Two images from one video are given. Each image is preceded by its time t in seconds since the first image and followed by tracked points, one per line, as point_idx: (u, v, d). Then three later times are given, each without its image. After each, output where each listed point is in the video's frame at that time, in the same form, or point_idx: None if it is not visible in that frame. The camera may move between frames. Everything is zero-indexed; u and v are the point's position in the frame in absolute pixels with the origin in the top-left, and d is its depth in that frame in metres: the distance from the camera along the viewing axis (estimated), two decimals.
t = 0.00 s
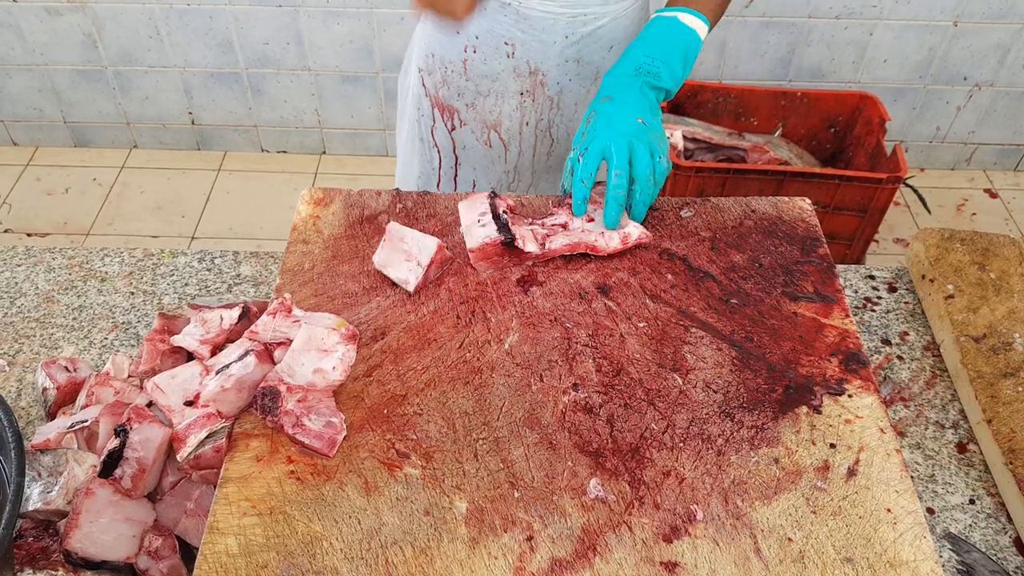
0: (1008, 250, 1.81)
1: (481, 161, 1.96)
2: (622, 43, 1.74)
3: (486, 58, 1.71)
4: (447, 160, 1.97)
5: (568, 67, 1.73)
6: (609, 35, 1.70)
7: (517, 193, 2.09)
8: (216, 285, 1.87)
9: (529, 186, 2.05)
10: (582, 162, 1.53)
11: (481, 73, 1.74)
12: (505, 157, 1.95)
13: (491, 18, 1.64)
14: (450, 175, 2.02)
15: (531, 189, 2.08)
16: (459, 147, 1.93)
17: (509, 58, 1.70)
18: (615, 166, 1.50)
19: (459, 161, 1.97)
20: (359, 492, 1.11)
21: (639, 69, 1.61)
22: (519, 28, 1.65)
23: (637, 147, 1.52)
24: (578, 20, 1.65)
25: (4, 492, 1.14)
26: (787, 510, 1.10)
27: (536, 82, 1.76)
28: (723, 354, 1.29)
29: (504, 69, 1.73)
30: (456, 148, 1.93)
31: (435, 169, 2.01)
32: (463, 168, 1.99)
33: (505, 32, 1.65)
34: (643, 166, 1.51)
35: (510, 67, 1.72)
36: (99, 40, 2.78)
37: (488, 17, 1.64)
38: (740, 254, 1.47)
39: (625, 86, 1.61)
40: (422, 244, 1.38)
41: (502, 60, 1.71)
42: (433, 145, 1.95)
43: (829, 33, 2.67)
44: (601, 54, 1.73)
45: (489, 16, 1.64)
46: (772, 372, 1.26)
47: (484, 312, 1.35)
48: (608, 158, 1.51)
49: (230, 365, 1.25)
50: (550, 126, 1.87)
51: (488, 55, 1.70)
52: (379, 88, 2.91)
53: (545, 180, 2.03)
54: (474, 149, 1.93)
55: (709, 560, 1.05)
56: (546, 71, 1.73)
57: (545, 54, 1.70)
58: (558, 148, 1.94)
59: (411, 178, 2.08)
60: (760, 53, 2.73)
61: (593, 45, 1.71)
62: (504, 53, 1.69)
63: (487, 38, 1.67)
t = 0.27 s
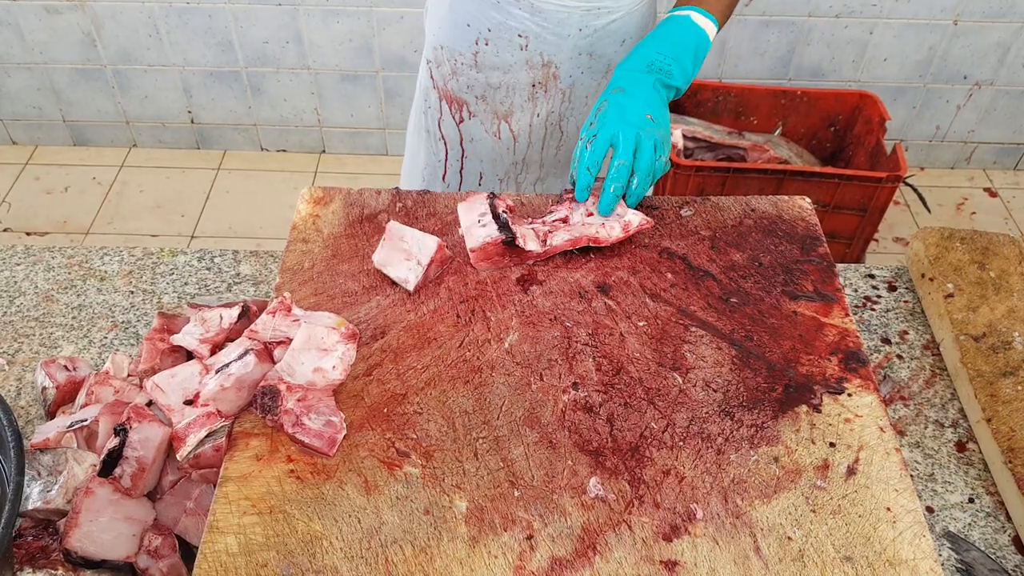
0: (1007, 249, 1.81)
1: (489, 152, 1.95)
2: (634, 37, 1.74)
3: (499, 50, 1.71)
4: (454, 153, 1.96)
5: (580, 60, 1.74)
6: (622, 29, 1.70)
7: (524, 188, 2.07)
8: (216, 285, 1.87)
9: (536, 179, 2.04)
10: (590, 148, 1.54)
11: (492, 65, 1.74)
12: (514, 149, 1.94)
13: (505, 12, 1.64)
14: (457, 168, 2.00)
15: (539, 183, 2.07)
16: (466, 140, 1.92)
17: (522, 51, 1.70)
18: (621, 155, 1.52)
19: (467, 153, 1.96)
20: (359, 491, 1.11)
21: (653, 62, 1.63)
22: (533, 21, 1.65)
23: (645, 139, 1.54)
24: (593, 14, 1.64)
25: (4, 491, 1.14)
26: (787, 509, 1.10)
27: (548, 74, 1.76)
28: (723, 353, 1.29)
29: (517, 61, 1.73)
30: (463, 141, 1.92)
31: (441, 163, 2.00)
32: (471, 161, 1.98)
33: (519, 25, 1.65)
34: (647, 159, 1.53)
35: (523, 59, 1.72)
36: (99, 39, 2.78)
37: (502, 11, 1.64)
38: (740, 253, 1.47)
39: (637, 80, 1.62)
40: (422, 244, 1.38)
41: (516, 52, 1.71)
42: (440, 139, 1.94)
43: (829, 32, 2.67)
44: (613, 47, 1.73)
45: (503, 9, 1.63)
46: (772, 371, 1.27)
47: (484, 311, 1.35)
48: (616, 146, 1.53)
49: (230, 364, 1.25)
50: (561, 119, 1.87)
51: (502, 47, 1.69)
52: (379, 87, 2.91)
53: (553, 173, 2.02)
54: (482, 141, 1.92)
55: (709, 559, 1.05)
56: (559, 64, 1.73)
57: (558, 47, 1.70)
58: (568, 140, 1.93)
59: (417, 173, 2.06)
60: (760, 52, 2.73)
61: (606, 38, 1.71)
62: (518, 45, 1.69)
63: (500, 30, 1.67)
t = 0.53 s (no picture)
0: (1007, 249, 1.81)
1: (496, 151, 1.96)
2: (642, 41, 1.73)
3: (507, 51, 1.71)
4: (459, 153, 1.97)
5: (588, 62, 1.73)
6: (628, 31, 1.69)
7: (529, 189, 2.08)
8: (216, 285, 1.87)
9: (542, 179, 2.05)
10: (593, 160, 1.50)
11: (500, 66, 1.75)
12: (520, 148, 1.95)
13: (514, 13, 1.63)
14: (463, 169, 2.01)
15: (544, 184, 2.07)
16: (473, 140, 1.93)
17: (529, 52, 1.70)
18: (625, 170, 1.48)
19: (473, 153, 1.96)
20: (359, 491, 1.11)
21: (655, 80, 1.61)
22: (541, 23, 1.64)
23: (651, 155, 1.51)
24: (601, 16, 1.64)
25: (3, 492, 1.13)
26: (787, 509, 1.10)
27: (556, 76, 1.76)
28: (723, 352, 1.29)
29: (524, 62, 1.73)
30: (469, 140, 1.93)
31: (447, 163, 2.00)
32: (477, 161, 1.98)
33: (527, 26, 1.65)
34: (651, 176, 1.49)
35: (531, 60, 1.73)
36: (98, 39, 2.78)
37: (510, 12, 1.63)
38: (739, 252, 1.47)
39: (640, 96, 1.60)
40: (421, 245, 1.38)
41: (523, 53, 1.71)
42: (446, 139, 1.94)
43: (829, 31, 2.67)
44: (620, 50, 1.73)
45: (511, 11, 1.63)
46: (772, 370, 1.26)
47: (483, 311, 1.35)
48: (620, 160, 1.49)
49: (230, 365, 1.25)
50: (568, 120, 1.88)
51: (510, 48, 1.70)
52: (378, 87, 2.91)
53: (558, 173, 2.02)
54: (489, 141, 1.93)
55: (709, 559, 1.05)
56: (566, 66, 1.74)
57: (566, 49, 1.70)
58: (574, 142, 1.94)
59: (423, 173, 2.07)
60: (759, 51, 2.73)
61: (614, 41, 1.70)
62: (525, 47, 1.69)
63: (508, 31, 1.67)
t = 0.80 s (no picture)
0: (1007, 248, 1.81)
1: (502, 149, 1.94)
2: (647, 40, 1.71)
3: (510, 49, 1.70)
4: (465, 150, 1.96)
5: (591, 61, 1.72)
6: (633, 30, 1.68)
7: (535, 188, 2.06)
8: (215, 285, 1.87)
9: (548, 178, 2.02)
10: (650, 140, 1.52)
11: (503, 64, 1.74)
12: (526, 146, 1.93)
13: (517, 11, 1.63)
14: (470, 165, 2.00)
15: (550, 183, 2.05)
16: (479, 136, 1.92)
17: (533, 50, 1.69)
18: (671, 149, 1.53)
19: (479, 150, 1.95)
20: (359, 491, 1.11)
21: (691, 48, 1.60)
22: (544, 21, 1.63)
23: (692, 134, 1.55)
24: (605, 14, 1.62)
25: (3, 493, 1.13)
26: (787, 508, 1.10)
27: (559, 74, 1.74)
28: (723, 352, 1.29)
29: (528, 60, 1.72)
30: (476, 137, 1.92)
31: (452, 160, 2.00)
32: (483, 157, 1.97)
33: (530, 24, 1.64)
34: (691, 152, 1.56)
35: (534, 58, 1.71)
36: (97, 39, 2.78)
37: (513, 10, 1.63)
38: (739, 252, 1.47)
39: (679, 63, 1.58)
40: (421, 245, 1.38)
41: (527, 52, 1.70)
42: (451, 135, 1.94)
43: (828, 31, 2.67)
44: (624, 48, 1.71)
45: (514, 8, 1.62)
46: (772, 370, 1.27)
47: (483, 311, 1.35)
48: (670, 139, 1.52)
49: (230, 365, 1.25)
50: (572, 119, 1.85)
51: (513, 45, 1.68)
52: (378, 87, 2.91)
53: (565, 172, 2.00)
54: (494, 138, 1.92)
55: (709, 558, 1.05)
56: (570, 65, 1.72)
57: (569, 47, 1.68)
58: (579, 140, 1.92)
59: (429, 170, 2.07)
60: (758, 51, 2.73)
61: (618, 40, 1.69)
62: (528, 44, 1.68)
63: (511, 29, 1.66)
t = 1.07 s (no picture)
0: (1006, 247, 1.81)
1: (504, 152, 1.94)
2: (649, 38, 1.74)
3: (515, 54, 1.71)
4: (467, 154, 1.96)
5: (596, 63, 1.74)
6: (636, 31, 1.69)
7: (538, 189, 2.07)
8: (215, 285, 1.87)
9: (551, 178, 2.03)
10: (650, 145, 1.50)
11: (508, 68, 1.75)
12: (529, 148, 1.94)
13: (522, 16, 1.63)
14: (471, 168, 2.00)
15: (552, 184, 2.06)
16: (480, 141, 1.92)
17: (538, 54, 1.71)
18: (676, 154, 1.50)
19: (481, 153, 1.96)
20: (359, 490, 1.11)
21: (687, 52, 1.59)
22: (549, 26, 1.65)
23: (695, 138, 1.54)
24: (610, 17, 1.64)
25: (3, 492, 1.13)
26: (787, 507, 1.10)
27: (564, 77, 1.76)
28: (723, 351, 1.29)
29: (533, 64, 1.73)
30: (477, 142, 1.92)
31: (453, 164, 2.00)
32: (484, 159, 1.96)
33: (535, 28, 1.65)
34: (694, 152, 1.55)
35: (539, 62, 1.73)
36: (97, 39, 2.78)
37: (518, 15, 1.63)
38: (738, 251, 1.47)
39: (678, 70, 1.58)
40: (420, 244, 1.38)
41: (532, 56, 1.71)
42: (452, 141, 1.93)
43: (828, 30, 2.67)
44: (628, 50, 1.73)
45: (519, 13, 1.63)
46: (772, 369, 1.27)
47: (483, 310, 1.35)
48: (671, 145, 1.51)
49: (230, 365, 1.25)
50: (575, 121, 1.87)
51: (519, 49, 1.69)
52: (377, 86, 2.91)
53: (567, 173, 2.02)
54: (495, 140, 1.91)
55: (709, 558, 1.05)
56: (575, 68, 1.74)
57: (575, 51, 1.70)
58: (582, 143, 1.93)
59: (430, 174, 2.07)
60: (758, 50, 2.73)
61: (622, 42, 1.71)
62: (534, 48, 1.70)
63: (517, 33, 1.67)
